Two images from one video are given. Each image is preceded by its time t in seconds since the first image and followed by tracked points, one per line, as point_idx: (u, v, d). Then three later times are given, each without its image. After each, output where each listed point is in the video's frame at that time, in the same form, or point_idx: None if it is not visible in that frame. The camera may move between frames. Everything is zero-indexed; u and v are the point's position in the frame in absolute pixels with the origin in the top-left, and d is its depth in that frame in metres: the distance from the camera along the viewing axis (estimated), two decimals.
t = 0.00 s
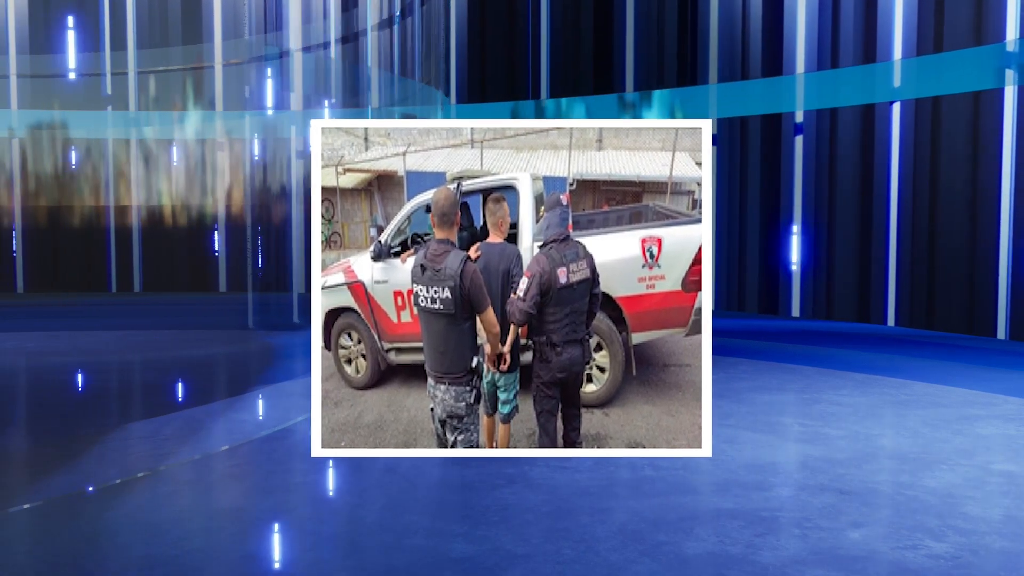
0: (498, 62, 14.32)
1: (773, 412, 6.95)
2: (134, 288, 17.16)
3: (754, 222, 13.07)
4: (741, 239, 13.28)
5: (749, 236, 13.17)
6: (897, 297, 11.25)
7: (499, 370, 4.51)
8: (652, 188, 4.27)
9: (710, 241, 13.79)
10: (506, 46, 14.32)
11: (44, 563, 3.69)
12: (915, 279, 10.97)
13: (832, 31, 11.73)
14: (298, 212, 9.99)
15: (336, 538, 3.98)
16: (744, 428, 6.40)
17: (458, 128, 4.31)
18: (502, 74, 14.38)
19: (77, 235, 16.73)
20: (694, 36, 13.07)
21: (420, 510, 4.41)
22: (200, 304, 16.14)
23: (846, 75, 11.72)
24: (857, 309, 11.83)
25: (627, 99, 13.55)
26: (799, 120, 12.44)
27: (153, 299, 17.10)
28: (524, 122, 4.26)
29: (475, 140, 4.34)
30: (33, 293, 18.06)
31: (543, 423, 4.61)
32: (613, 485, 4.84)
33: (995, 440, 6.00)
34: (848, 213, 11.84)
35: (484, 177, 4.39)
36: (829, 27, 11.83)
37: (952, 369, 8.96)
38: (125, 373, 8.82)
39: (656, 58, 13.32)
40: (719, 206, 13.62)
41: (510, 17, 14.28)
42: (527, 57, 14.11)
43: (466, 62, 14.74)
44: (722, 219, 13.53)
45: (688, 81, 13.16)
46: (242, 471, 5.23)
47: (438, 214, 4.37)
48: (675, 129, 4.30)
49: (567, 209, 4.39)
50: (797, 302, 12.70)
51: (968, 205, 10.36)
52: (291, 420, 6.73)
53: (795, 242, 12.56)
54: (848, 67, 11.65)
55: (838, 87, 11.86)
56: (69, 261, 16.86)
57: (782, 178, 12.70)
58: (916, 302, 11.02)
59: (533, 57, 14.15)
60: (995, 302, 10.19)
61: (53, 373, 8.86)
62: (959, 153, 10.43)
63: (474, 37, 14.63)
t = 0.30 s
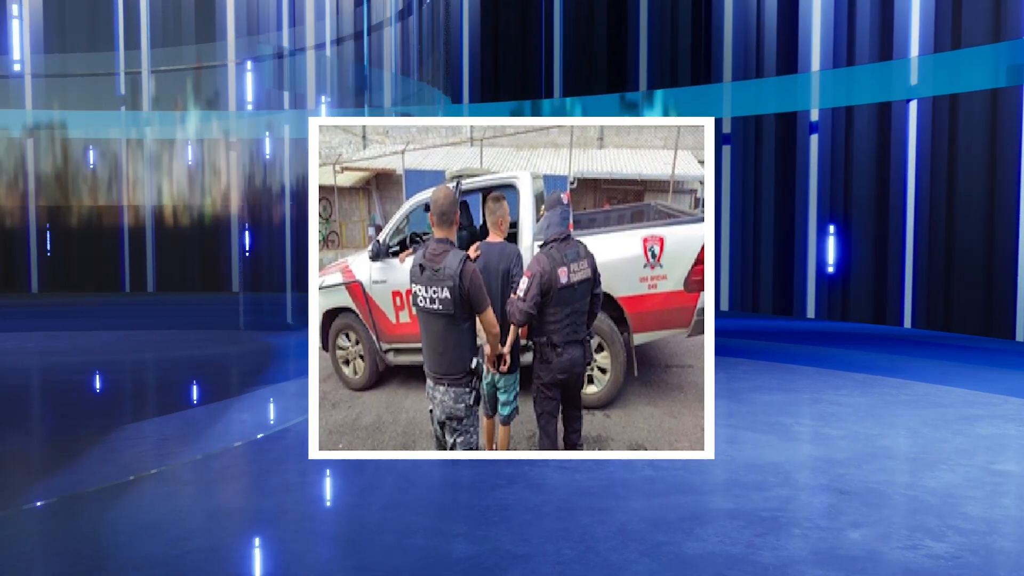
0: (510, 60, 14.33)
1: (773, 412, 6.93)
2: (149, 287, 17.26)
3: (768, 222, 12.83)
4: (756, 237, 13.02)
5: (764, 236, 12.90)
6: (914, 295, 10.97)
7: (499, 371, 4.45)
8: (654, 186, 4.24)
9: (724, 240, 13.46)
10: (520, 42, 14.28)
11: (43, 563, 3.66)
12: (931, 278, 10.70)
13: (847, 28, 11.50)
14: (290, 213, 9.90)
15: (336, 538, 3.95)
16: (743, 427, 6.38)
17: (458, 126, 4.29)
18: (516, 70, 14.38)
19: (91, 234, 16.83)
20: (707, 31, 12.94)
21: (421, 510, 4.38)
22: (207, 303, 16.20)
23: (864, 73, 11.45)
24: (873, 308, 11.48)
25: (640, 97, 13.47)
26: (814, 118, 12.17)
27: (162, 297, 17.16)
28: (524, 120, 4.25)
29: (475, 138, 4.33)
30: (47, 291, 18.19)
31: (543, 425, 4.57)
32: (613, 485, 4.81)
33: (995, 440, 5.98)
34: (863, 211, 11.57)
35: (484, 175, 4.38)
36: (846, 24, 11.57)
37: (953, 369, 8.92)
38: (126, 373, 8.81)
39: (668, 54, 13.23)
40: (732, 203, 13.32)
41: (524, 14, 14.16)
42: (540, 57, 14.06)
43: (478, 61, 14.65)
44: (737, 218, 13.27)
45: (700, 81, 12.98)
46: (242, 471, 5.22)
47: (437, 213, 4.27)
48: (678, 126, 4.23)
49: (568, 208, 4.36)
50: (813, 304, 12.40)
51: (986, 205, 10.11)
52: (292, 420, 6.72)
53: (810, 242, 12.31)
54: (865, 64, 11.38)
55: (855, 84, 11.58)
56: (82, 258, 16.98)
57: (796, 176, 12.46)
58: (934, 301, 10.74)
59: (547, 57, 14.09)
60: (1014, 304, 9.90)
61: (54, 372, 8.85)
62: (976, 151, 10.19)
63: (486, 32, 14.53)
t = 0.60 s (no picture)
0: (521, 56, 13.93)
1: (772, 412, 6.90)
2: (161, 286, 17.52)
3: (783, 222, 12.26)
4: (770, 238, 12.47)
5: (778, 237, 12.36)
6: (931, 298, 10.68)
7: (498, 372, 4.42)
8: (655, 185, 4.23)
9: (736, 241, 12.87)
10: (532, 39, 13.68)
11: (43, 564, 3.64)
12: (949, 280, 10.43)
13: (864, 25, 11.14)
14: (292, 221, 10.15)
15: (336, 538, 3.93)
16: (744, 427, 6.35)
17: (458, 124, 4.22)
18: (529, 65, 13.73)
19: (101, 233, 16.90)
20: (723, 25, 12.42)
21: (422, 510, 4.35)
22: (210, 303, 16.13)
23: (880, 71, 11.13)
24: (890, 310, 11.11)
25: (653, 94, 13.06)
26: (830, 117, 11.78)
27: (168, 297, 17.09)
28: (524, 119, 4.22)
29: (475, 136, 4.26)
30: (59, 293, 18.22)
31: (543, 426, 4.55)
32: (613, 485, 4.79)
33: (995, 440, 5.95)
34: (880, 213, 11.20)
35: (483, 174, 4.35)
36: (863, 20, 11.19)
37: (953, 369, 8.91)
38: (126, 373, 8.79)
39: (683, 51, 12.75)
40: (746, 203, 12.72)
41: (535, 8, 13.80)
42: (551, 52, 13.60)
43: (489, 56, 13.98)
44: (749, 219, 12.69)
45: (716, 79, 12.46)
46: (241, 471, 5.19)
47: (435, 212, 4.24)
48: (679, 124, 4.17)
49: (569, 207, 4.33)
50: (827, 305, 11.89)
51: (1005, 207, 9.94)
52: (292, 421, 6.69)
53: (824, 243, 11.81)
54: (881, 61, 11.06)
55: (871, 82, 11.25)
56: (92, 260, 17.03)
57: (811, 174, 11.95)
58: (951, 304, 10.49)
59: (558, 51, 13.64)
60: None
61: (53, 373, 8.82)
62: (996, 152, 10.01)
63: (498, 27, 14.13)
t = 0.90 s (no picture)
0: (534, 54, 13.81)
1: (772, 412, 6.87)
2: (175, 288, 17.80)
3: (798, 223, 12.06)
4: (785, 237, 12.25)
5: (793, 237, 12.15)
6: (948, 299, 10.42)
7: (498, 374, 4.39)
8: (658, 184, 4.21)
9: (751, 239, 12.69)
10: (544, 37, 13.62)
11: (44, 562, 3.63)
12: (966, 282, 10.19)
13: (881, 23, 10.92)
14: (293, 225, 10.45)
15: (336, 538, 3.91)
16: (744, 427, 6.32)
17: (456, 122, 4.19)
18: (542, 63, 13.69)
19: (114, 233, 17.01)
20: (738, 23, 12.25)
21: (422, 510, 4.33)
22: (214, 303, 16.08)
23: (897, 69, 10.89)
24: (906, 312, 10.89)
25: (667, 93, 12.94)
26: (845, 115, 11.53)
27: (176, 296, 17.18)
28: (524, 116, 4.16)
29: (474, 134, 4.22)
30: (72, 292, 18.30)
31: (544, 428, 4.51)
32: (612, 484, 4.76)
33: (995, 440, 5.92)
34: (896, 215, 10.93)
35: (482, 172, 4.31)
36: (880, 18, 10.97)
37: (948, 369, 8.91)
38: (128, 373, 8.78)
39: (697, 48, 12.61)
40: (760, 203, 12.51)
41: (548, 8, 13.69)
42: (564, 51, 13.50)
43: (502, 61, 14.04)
44: (763, 219, 12.48)
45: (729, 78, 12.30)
46: (242, 471, 5.17)
47: (433, 211, 4.24)
48: (682, 122, 4.14)
49: (570, 206, 4.30)
50: (843, 308, 11.72)
51: None
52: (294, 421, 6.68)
53: (839, 244, 11.61)
54: (898, 58, 10.81)
55: (887, 80, 11.02)
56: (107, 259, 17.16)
57: (827, 175, 11.72)
58: (969, 305, 10.25)
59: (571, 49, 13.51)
60: None
61: (54, 373, 8.80)
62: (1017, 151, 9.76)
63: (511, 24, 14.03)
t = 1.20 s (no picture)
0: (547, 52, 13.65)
1: (772, 412, 6.85)
2: (188, 288, 17.85)
3: (813, 223, 11.78)
4: (800, 236, 12.00)
5: (808, 237, 11.88)
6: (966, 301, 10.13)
7: (498, 375, 4.36)
8: (660, 182, 4.19)
9: (765, 239, 12.43)
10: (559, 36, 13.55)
11: (45, 562, 3.61)
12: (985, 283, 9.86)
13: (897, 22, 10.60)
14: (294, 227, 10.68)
15: (336, 538, 3.88)
16: (744, 427, 6.29)
17: (455, 120, 4.15)
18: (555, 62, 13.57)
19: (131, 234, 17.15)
20: (752, 21, 12.04)
21: (421, 510, 4.30)
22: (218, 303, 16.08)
23: (914, 66, 10.59)
24: (923, 313, 10.61)
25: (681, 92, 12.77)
26: (861, 113, 11.24)
27: (182, 296, 17.28)
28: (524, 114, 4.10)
29: (473, 132, 4.20)
30: (86, 292, 18.32)
31: (545, 431, 4.48)
32: (612, 484, 4.74)
33: (995, 440, 5.90)
34: (913, 217, 10.60)
35: (482, 171, 4.28)
36: (896, 19, 10.65)
37: (945, 369, 8.90)
38: (127, 373, 8.73)
39: (712, 46, 12.37)
40: (776, 203, 12.28)
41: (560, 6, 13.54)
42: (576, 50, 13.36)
43: (517, 64, 14.04)
44: (778, 220, 12.24)
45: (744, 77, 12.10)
46: (243, 471, 5.15)
47: (433, 210, 4.21)
48: (684, 120, 4.13)
49: (570, 205, 4.27)
50: (858, 309, 11.39)
51: None
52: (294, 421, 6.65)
53: (855, 245, 11.31)
54: (915, 55, 10.51)
55: (903, 78, 10.73)
56: (125, 258, 17.38)
57: (843, 175, 11.43)
58: (987, 308, 9.93)
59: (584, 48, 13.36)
60: None
61: (54, 373, 8.76)
62: None
63: (524, 22, 13.93)
